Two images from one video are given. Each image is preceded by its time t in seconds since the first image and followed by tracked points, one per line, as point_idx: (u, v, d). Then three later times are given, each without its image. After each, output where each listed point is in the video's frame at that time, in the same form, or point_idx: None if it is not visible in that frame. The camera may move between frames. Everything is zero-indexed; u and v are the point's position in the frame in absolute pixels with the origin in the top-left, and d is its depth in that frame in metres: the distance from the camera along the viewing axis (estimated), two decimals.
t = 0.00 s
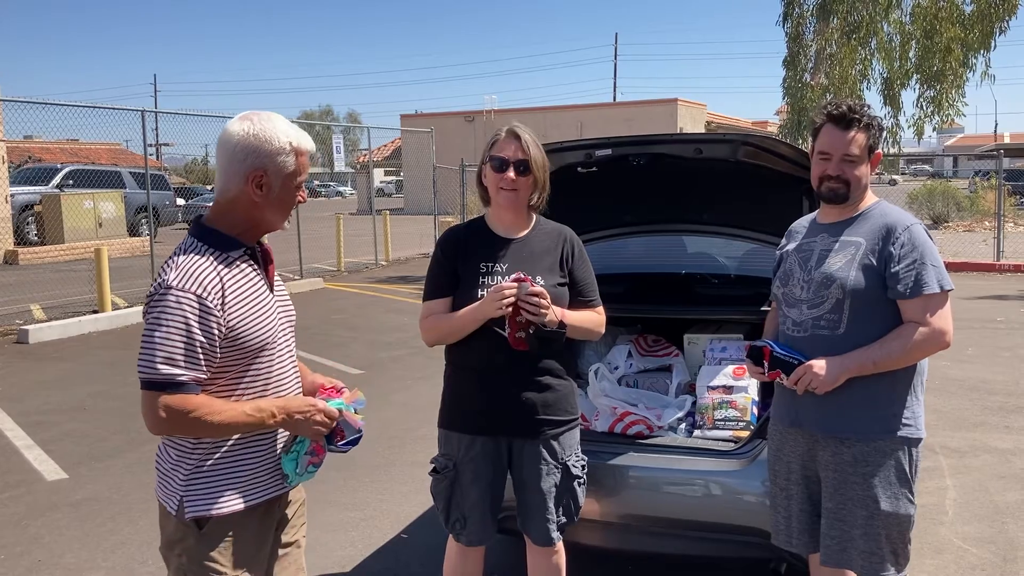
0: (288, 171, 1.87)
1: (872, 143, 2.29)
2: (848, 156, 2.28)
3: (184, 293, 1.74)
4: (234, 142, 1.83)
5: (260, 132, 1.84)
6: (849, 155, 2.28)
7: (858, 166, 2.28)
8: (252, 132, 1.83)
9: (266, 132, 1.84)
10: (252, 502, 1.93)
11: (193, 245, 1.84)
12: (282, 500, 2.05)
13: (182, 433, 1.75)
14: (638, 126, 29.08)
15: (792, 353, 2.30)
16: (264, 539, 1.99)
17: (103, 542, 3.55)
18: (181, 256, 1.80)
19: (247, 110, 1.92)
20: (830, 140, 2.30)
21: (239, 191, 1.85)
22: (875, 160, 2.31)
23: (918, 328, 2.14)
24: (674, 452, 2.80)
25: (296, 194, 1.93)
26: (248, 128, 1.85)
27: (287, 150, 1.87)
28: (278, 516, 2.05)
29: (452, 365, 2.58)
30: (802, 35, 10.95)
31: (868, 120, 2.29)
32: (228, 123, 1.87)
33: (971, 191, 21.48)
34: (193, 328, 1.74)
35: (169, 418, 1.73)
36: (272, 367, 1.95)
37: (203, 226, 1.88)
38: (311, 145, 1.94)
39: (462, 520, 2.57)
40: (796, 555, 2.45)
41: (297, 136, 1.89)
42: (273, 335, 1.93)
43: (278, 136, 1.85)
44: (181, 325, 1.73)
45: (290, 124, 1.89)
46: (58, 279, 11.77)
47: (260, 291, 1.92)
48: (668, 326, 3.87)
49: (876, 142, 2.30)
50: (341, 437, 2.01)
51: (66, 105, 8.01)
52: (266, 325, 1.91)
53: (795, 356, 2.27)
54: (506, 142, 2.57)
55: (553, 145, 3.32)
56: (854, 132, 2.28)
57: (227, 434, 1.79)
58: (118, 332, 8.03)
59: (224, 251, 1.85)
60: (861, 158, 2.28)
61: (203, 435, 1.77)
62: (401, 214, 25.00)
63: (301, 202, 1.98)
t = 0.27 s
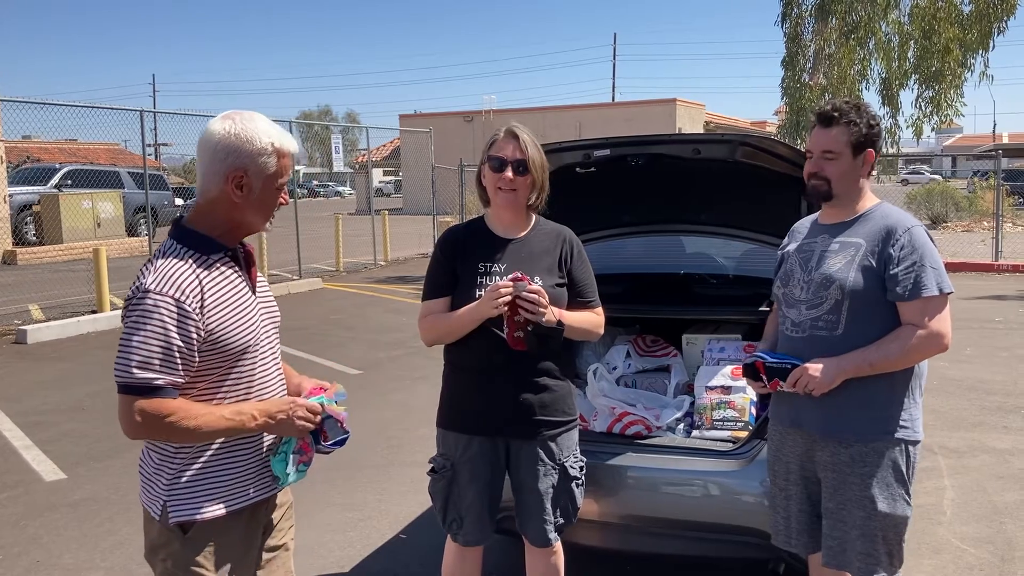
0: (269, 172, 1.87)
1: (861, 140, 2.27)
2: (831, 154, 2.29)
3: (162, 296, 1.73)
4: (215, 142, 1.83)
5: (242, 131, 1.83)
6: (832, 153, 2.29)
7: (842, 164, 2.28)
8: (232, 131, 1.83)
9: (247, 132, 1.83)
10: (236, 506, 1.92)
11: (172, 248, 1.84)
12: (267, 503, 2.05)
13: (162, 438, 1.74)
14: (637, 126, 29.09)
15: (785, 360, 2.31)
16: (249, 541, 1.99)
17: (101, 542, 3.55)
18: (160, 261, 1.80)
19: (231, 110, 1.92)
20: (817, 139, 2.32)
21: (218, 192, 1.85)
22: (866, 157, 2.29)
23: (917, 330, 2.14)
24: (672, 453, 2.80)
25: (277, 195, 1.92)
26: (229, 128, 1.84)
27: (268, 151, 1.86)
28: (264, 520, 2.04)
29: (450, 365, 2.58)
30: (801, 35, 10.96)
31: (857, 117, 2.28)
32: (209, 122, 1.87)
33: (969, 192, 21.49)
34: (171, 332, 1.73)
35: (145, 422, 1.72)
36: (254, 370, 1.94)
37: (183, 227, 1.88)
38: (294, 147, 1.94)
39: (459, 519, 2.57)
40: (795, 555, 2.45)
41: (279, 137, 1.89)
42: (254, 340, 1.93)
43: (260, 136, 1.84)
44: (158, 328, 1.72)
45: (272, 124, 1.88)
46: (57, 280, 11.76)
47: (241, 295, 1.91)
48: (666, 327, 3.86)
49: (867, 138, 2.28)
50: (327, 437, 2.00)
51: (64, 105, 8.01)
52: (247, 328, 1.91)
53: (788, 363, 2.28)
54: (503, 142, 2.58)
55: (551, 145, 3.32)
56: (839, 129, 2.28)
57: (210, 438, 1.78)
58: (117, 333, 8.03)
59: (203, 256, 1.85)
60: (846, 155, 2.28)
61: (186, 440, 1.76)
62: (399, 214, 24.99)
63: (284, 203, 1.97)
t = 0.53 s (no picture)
0: (243, 170, 1.86)
1: (849, 139, 2.27)
2: (817, 155, 2.31)
3: (131, 299, 1.72)
4: (187, 141, 1.83)
5: (214, 129, 1.83)
6: (819, 155, 2.31)
7: (829, 164, 2.30)
8: (205, 130, 1.83)
9: (220, 130, 1.83)
10: (224, 508, 1.91)
11: (149, 251, 1.83)
12: (259, 505, 2.04)
13: (134, 439, 1.73)
14: (636, 126, 29.09)
15: (781, 355, 2.31)
16: (241, 543, 1.98)
17: (99, 542, 3.55)
18: (132, 264, 1.78)
19: (208, 109, 1.92)
20: (807, 142, 2.35)
21: (192, 192, 1.85)
22: (856, 157, 2.28)
23: (912, 329, 2.13)
24: (670, 453, 2.80)
25: (253, 195, 1.91)
26: (203, 126, 1.84)
27: (243, 149, 1.86)
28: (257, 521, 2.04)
29: (448, 364, 2.58)
30: (799, 35, 10.96)
31: (845, 117, 2.28)
32: (183, 121, 1.87)
33: (967, 192, 21.51)
34: (140, 335, 1.71)
35: (114, 424, 1.70)
36: (235, 371, 1.92)
37: (160, 230, 1.88)
38: (271, 146, 1.93)
39: (456, 520, 2.57)
40: (793, 555, 2.45)
41: (255, 136, 1.88)
42: (232, 342, 1.91)
43: (233, 133, 1.84)
44: (127, 331, 1.70)
45: (247, 123, 1.88)
46: (54, 279, 11.75)
47: (217, 296, 1.89)
48: (664, 327, 3.86)
49: (857, 138, 2.27)
50: (315, 435, 2.00)
51: (62, 105, 8.00)
52: (224, 330, 1.89)
53: (785, 358, 2.29)
54: (502, 142, 2.58)
55: (549, 145, 3.32)
56: (826, 130, 2.30)
57: (186, 438, 1.78)
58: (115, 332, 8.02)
59: (180, 258, 1.84)
60: (832, 156, 2.29)
61: (161, 441, 1.75)
62: (398, 214, 24.98)
63: (262, 204, 1.96)
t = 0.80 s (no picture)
0: (229, 170, 1.85)
1: (846, 138, 2.27)
2: (814, 153, 2.31)
3: (108, 300, 1.71)
4: (173, 141, 1.83)
5: (200, 128, 1.83)
6: (816, 152, 2.30)
7: (826, 162, 2.30)
8: (192, 129, 1.83)
9: (205, 130, 1.83)
10: (205, 511, 1.91)
11: (133, 252, 1.82)
12: (246, 506, 2.03)
13: (108, 440, 1.72)
14: (634, 126, 29.08)
15: (777, 354, 2.32)
16: (227, 545, 1.98)
17: (96, 542, 3.54)
18: (112, 265, 1.78)
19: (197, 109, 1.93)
20: (804, 140, 2.35)
21: (178, 191, 1.84)
22: (853, 155, 2.28)
23: (907, 327, 2.13)
24: (668, 453, 2.80)
25: (240, 195, 1.90)
26: (190, 125, 1.85)
27: (229, 149, 1.85)
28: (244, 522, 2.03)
29: (446, 364, 2.58)
30: (797, 35, 10.97)
31: (842, 116, 2.28)
32: (170, 121, 1.87)
33: (965, 191, 21.53)
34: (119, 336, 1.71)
35: (90, 427, 1.70)
36: (218, 374, 1.92)
37: (145, 229, 1.88)
38: (259, 147, 1.93)
39: (455, 520, 2.57)
40: (790, 554, 2.45)
41: (242, 135, 1.88)
42: (215, 346, 1.90)
43: (218, 133, 1.84)
44: (103, 333, 1.70)
45: (235, 123, 1.88)
46: (52, 279, 11.73)
47: (200, 301, 1.88)
48: (662, 327, 3.86)
49: (854, 136, 2.27)
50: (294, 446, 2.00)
51: (58, 105, 7.99)
52: (206, 334, 1.88)
53: (781, 356, 2.29)
54: (499, 143, 2.57)
55: (547, 145, 3.31)
56: (823, 128, 2.30)
57: (163, 441, 1.76)
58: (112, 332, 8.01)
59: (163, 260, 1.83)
60: (829, 154, 2.29)
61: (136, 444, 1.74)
62: (396, 213, 24.98)
63: (249, 204, 1.96)
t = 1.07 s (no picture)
0: (211, 163, 1.85)
1: (840, 137, 2.27)
2: (809, 153, 2.32)
3: (109, 299, 1.70)
4: (150, 141, 1.81)
5: (175, 126, 1.81)
6: (811, 151, 2.31)
7: (821, 162, 2.30)
8: (164, 129, 1.81)
9: (179, 125, 1.82)
10: (201, 509, 1.91)
11: (128, 250, 1.81)
12: (235, 506, 2.04)
13: (113, 444, 1.72)
14: (631, 125, 29.09)
15: (773, 352, 2.33)
16: (216, 544, 1.99)
17: (93, 542, 3.54)
18: (110, 264, 1.77)
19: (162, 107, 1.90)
20: (799, 140, 2.35)
21: (165, 194, 1.84)
22: (848, 154, 2.29)
23: (902, 328, 2.14)
24: (665, 452, 2.80)
25: (227, 183, 1.90)
26: (161, 127, 1.83)
27: (206, 141, 1.84)
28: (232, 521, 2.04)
29: (445, 364, 2.58)
30: (794, 35, 10.98)
31: (836, 115, 2.29)
32: (139, 126, 1.85)
33: (961, 191, 21.57)
34: (122, 338, 1.71)
35: (94, 428, 1.69)
36: (213, 373, 1.93)
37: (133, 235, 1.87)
38: (233, 132, 1.92)
39: (454, 519, 2.57)
40: (784, 552, 2.46)
41: (213, 123, 1.86)
42: (211, 345, 1.91)
43: (193, 127, 1.82)
44: (105, 334, 1.69)
45: (204, 112, 1.86)
46: (49, 279, 11.71)
47: (195, 302, 1.88)
48: (660, 326, 3.87)
49: (849, 135, 2.27)
50: (293, 445, 2.03)
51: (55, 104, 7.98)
52: (203, 333, 1.88)
53: (776, 354, 2.30)
54: (497, 142, 2.57)
55: (544, 144, 3.32)
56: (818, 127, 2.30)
57: (172, 441, 1.77)
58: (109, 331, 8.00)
59: (157, 255, 1.82)
60: (824, 153, 2.29)
61: (140, 445, 1.74)
62: (394, 213, 24.98)
63: (238, 188, 1.96)
